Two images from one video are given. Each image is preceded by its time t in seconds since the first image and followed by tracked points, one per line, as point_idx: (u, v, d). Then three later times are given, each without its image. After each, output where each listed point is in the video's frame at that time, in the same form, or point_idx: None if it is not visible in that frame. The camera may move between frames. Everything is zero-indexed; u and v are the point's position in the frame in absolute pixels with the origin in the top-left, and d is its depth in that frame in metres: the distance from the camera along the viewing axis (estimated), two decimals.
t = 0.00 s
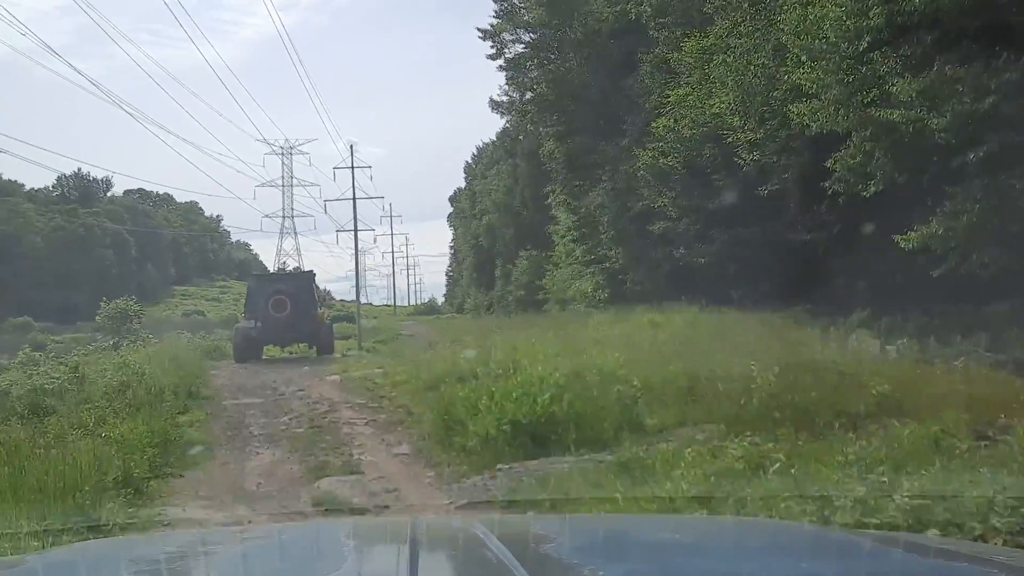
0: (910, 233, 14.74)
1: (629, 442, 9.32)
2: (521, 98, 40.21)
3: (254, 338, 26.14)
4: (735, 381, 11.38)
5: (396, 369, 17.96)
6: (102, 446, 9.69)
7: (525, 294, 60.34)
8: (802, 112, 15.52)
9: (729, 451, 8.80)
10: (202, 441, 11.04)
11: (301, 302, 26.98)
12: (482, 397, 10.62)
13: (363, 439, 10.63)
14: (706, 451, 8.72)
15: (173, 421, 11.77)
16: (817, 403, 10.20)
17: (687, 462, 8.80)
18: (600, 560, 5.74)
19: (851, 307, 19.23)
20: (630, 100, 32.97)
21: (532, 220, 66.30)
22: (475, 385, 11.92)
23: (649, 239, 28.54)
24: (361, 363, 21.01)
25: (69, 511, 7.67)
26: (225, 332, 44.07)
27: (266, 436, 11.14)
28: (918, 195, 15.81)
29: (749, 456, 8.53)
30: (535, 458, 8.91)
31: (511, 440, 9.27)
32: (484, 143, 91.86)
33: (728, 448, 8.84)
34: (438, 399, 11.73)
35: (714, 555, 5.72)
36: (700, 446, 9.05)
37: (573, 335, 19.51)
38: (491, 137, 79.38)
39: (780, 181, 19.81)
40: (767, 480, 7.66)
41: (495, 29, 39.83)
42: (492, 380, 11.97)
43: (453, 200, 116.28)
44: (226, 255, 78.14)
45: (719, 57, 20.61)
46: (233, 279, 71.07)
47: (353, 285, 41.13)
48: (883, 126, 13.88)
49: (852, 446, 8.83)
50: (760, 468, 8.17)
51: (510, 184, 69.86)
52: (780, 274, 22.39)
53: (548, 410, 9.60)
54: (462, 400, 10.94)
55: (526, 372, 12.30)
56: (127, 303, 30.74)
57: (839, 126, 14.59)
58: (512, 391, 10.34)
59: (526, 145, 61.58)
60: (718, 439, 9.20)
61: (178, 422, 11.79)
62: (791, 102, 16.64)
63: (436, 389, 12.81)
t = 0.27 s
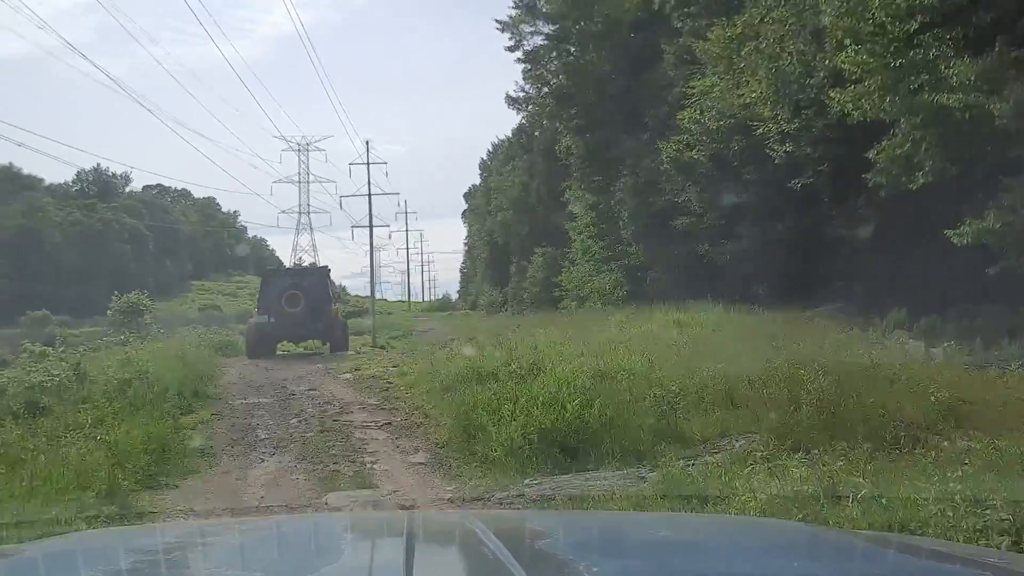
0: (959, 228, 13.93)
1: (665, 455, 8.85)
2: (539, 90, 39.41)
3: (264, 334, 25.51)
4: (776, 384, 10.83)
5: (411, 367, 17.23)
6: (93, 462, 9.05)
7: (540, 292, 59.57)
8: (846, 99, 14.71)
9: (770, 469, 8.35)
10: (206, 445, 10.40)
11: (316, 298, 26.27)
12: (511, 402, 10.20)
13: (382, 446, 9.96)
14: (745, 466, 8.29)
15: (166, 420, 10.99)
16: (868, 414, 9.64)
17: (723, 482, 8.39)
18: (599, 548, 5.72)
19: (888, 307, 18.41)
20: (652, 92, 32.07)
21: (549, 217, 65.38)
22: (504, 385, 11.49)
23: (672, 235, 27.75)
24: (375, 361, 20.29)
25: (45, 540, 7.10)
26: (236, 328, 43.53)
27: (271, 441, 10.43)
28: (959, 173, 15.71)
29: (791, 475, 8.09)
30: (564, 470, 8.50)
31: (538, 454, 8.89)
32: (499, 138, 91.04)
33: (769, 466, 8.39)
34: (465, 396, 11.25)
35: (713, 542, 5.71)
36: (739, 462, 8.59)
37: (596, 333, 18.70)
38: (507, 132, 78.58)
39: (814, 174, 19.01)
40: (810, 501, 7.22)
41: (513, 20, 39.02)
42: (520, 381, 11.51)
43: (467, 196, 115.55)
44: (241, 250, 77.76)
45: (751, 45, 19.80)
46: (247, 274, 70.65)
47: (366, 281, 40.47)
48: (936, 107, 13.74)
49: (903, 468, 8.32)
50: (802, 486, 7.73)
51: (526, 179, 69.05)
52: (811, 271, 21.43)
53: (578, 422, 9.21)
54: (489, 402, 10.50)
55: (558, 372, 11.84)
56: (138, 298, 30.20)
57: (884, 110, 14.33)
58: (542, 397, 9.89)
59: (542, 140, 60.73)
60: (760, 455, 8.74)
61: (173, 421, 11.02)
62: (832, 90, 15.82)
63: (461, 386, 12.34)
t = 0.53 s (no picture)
0: None
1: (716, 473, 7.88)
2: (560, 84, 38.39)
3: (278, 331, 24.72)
4: (840, 393, 9.81)
5: (430, 368, 16.31)
6: (78, 481, 8.17)
7: (559, 289, 58.54)
8: (901, 83, 13.61)
9: (841, 486, 7.34)
10: (208, 456, 9.50)
11: (332, 295, 25.48)
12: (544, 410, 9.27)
13: (401, 459, 9.02)
14: (812, 482, 7.30)
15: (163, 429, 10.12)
16: (948, 424, 8.64)
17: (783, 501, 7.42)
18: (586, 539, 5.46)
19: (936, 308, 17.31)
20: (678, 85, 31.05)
21: (568, 215, 64.38)
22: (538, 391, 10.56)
23: (699, 232, 26.70)
24: (392, 361, 19.43)
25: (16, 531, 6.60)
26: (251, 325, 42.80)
27: (275, 452, 9.47)
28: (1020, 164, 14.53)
29: (866, 490, 7.09)
30: (602, 486, 7.56)
31: (573, 465, 7.96)
32: (517, 135, 90.04)
33: (838, 482, 7.39)
34: (493, 403, 10.31)
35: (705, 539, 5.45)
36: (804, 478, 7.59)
37: (624, 332, 17.72)
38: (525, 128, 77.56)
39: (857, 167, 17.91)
40: (896, 521, 6.22)
41: (534, 11, 38.01)
42: (555, 387, 10.56)
43: (484, 193, 114.70)
44: (258, 247, 77.27)
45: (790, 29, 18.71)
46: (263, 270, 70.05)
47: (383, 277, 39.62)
48: (1003, 91, 12.36)
49: (998, 490, 7.31)
50: (875, 499, 6.75)
51: (544, 176, 68.03)
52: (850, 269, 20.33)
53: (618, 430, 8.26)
54: (518, 411, 9.56)
55: (595, 377, 10.88)
56: (150, 294, 29.54)
57: (943, 95, 13.22)
58: (578, 405, 8.97)
59: (561, 136, 59.68)
60: (828, 471, 7.73)
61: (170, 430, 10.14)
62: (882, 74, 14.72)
63: (487, 392, 11.38)
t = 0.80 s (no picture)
0: None
1: (787, 493, 6.98)
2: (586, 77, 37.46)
3: (296, 331, 24.04)
4: (915, 408, 8.88)
5: (455, 370, 15.45)
6: (65, 502, 7.41)
7: (582, 287, 57.58)
8: (965, 64, 12.56)
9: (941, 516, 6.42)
10: (211, 469, 8.69)
11: (353, 294, 24.69)
12: (590, 424, 8.47)
13: (429, 474, 8.19)
14: (902, 510, 6.38)
15: (165, 440, 9.33)
16: None
17: (868, 529, 6.51)
18: (594, 548, 5.23)
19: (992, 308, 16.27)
20: (708, 75, 29.93)
21: (592, 212, 63.28)
22: (584, 399, 9.73)
23: (733, 227, 25.73)
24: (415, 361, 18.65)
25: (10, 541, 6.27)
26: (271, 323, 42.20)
27: (287, 465, 8.64)
28: None
29: (966, 520, 6.17)
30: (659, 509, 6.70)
31: (624, 485, 7.16)
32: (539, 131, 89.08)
33: (931, 507, 6.47)
34: (535, 412, 9.49)
35: (714, 541, 5.23)
36: (894, 503, 6.67)
37: (658, 333, 16.78)
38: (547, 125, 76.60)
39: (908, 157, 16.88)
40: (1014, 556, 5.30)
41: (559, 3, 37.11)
42: (601, 395, 9.73)
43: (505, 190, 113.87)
44: (279, 245, 76.97)
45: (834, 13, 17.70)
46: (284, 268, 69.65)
47: (405, 275, 38.90)
48: None
49: None
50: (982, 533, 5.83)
51: (567, 172, 67.05)
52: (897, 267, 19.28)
53: (672, 449, 7.44)
54: (562, 424, 8.75)
55: (647, 383, 10.03)
56: (167, 291, 28.99)
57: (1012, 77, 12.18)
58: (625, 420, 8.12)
59: (585, 132, 58.68)
60: (916, 495, 6.80)
61: (173, 440, 9.35)
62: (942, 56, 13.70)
63: (527, 398, 10.56)
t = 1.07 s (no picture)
0: None
1: (880, 525, 6.26)
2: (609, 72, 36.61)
3: (314, 332, 23.34)
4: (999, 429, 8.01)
5: (477, 373, 14.67)
6: (55, 519, 6.71)
7: (603, 287, 56.71)
8: None
9: None
10: (216, 485, 7.94)
11: (371, 292, 23.97)
12: (645, 454, 7.83)
13: (454, 491, 7.40)
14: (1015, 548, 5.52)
15: (168, 452, 8.58)
16: None
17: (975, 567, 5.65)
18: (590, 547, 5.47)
19: None
20: (737, 68, 29.05)
21: (613, 211, 62.30)
22: (632, 416, 9.04)
23: (764, 225, 24.80)
24: (435, 362, 17.93)
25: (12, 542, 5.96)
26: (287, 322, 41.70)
27: (302, 480, 7.90)
28: None
29: None
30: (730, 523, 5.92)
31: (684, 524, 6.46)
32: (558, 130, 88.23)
33: None
34: (579, 429, 8.80)
35: (703, 541, 5.51)
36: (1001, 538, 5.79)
37: (691, 335, 15.93)
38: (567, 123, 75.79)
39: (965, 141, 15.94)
40: None
41: None
42: (649, 409, 9.04)
43: (523, 190, 113.15)
44: (298, 243, 76.59)
45: None
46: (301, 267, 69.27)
47: (422, 274, 38.26)
48: None
49: None
50: None
51: (587, 171, 66.28)
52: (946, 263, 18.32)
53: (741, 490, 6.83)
54: (612, 450, 8.09)
55: (698, 398, 9.32)
56: (182, 289, 28.44)
57: None
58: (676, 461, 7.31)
59: (606, 129, 57.81)
60: None
61: (175, 452, 8.61)
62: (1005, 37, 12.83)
63: (567, 406, 9.83)
